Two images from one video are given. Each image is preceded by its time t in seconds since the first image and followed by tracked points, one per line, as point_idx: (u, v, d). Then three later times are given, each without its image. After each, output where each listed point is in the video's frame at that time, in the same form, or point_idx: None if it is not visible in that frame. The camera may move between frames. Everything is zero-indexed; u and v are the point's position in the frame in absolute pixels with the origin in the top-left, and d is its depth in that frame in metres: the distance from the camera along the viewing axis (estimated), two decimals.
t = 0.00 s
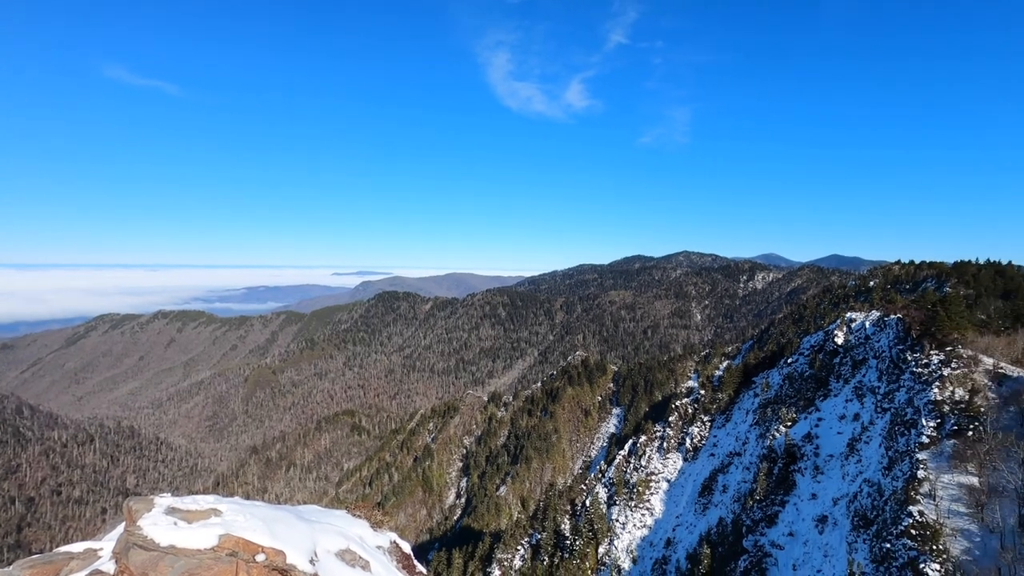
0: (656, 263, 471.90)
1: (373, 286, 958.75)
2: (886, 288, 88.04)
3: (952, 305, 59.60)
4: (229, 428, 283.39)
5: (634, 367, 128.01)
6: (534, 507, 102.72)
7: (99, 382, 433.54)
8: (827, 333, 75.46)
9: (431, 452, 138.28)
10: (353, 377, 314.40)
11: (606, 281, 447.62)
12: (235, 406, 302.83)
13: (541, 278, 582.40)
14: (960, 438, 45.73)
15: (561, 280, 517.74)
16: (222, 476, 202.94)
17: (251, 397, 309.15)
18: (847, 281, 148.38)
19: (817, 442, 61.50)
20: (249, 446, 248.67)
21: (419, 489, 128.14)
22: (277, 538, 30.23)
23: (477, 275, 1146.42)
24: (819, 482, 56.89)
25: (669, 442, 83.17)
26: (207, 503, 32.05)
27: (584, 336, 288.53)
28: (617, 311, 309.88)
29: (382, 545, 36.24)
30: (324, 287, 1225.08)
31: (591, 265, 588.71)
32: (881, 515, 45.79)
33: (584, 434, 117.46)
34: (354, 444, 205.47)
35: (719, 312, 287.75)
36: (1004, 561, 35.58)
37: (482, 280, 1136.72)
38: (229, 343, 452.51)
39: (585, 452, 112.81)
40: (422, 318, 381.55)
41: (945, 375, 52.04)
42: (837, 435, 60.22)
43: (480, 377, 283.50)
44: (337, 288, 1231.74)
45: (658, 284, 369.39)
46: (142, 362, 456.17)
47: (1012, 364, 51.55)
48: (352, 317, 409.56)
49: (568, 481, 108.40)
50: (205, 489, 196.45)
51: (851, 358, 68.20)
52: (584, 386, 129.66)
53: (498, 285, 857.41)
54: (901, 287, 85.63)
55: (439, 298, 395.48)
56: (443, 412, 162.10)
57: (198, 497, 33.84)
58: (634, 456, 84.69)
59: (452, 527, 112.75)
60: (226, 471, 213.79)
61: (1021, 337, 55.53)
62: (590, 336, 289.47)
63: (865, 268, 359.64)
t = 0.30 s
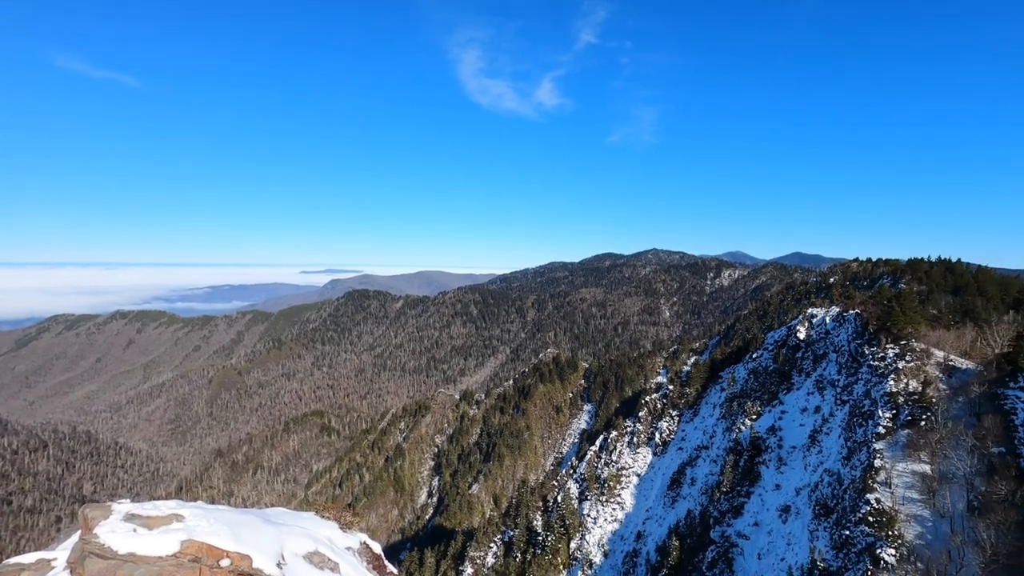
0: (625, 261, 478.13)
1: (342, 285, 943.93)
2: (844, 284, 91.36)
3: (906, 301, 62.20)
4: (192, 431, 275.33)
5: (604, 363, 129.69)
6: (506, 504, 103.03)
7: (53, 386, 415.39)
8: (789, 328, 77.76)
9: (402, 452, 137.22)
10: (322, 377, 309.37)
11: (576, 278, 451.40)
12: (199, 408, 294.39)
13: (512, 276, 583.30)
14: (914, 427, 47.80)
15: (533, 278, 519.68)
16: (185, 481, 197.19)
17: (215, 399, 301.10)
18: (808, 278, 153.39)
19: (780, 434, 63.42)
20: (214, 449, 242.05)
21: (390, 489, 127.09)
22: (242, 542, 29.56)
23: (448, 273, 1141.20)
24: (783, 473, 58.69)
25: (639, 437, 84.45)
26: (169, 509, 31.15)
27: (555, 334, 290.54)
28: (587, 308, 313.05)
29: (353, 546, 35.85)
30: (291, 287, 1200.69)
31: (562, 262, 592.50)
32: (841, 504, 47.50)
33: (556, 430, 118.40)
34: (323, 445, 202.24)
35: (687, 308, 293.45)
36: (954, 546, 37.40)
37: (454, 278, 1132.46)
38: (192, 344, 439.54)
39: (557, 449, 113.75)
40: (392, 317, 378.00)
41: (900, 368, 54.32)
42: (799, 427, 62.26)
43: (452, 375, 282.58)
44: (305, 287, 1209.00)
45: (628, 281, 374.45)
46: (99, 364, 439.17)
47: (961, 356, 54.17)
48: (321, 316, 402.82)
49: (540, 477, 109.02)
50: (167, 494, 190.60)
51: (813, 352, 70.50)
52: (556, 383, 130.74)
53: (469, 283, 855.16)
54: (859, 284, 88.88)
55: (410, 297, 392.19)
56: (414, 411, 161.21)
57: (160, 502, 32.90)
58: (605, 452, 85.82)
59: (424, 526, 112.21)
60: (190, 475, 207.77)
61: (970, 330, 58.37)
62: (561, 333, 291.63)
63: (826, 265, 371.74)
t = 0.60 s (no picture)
0: (597, 258, 482.36)
1: (312, 283, 927.27)
2: (807, 280, 94.16)
3: (865, 297, 64.59)
4: (155, 434, 266.93)
5: (576, 360, 130.83)
6: (480, 501, 103.10)
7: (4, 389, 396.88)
8: (755, 324, 79.75)
9: (374, 451, 135.83)
10: (291, 377, 303.64)
11: (549, 275, 453.49)
12: (162, 410, 285.50)
13: (485, 273, 582.80)
14: (872, 418, 49.70)
15: (506, 275, 519.94)
16: (148, 485, 191.16)
17: (179, 401, 292.63)
18: (774, 275, 157.63)
19: (747, 427, 65.15)
20: (178, 452, 235.16)
21: (362, 489, 125.77)
22: (208, 546, 28.86)
23: (420, 270, 1132.40)
24: (749, 464, 60.33)
25: (611, 432, 85.49)
26: (130, 515, 30.19)
27: (528, 331, 291.46)
28: (560, 305, 315.01)
29: (322, 547, 35.36)
30: (259, 285, 1173.88)
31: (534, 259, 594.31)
32: (804, 493, 49.05)
33: (529, 427, 118.96)
34: (293, 446, 198.60)
35: (657, 305, 298.04)
36: (910, 531, 39.07)
37: (426, 275, 1124.76)
38: (154, 344, 425.94)
39: (530, 445, 114.33)
40: (364, 315, 373.31)
41: (859, 361, 56.35)
42: (765, 419, 64.09)
43: (424, 373, 280.83)
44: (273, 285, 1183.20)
45: (599, 278, 378.15)
46: (54, 366, 421.65)
47: (916, 349, 56.62)
48: (290, 315, 395.03)
49: (513, 474, 109.37)
50: (129, 499, 184.49)
51: (778, 346, 72.51)
52: (529, 379, 131.33)
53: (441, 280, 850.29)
54: (821, 280, 91.65)
55: (381, 294, 387.80)
56: (386, 410, 159.77)
57: (119, 508, 31.81)
58: (578, 447, 86.67)
59: (397, 526, 111.38)
60: (153, 479, 201.49)
61: (924, 324, 61.00)
62: (534, 330, 292.75)
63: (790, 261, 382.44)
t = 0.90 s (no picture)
0: (570, 255, 485.28)
1: (281, 280, 908.75)
2: (774, 276, 96.57)
3: (828, 292, 66.56)
4: (117, 437, 258.15)
5: (550, 356, 131.57)
6: (454, 499, 102.84)
7: None
8: (724, 318, 81.44)
9: (346, 451, 134.05)
10: (260, 377, 297.26)
11: (522, 272, 454.52)
12: (124, 413, 276.14)
13: (458, 270, 580.60)
14: (835, 409, 51.32)
15: (479, 272, 518.90)
16: (110, 490, 184.85)
17: (143, 403, 283.64)
18: (741, 270, 161.18)
19: (716, 419, 66.61)
20: (142, 455, 227.94)
21: (334, 490, 124.06)
22: (173, 551, 28.04)
23: (392, 268, 1121.00)
24: (718, 456, 61.71)
25: (584, 427, 86.29)
26: (89, 521, 29.18)
27: (502, 328, 291.75)
28: (533, 302, 316.11)
29: (294, 549, 34.81)
30: (225, 283, 1144.35)
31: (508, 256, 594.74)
32: (770, 483, 50.34)
33: (503, 423, 119.16)
34: (263, 447, 194.65)
35: (629, 301, 301.73)
36: (870, 517, 40.38)
37: (398, 272, 1114.28)
38: (115, 345, 411.51)
39: (504, 442, 114.56)
40: (335, 312, 367.90)
41: (823, 354, 58.14)
42: (734, 412, 65.66)
43: (398, 371, 278.53)
44: (240, 283, 1154.75)
45: (572, 274, 380.53)
46: (7, 369, 403.35)
47: (876, 342, 58.75)
48: (259, 313, 386.70)
49: (488, 471, 109.43)
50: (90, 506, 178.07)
51: (746, 341, 74.21)
52: (503, 376, 131.58)
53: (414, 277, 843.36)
54: (787, 275, 94.11)
55: (353, 292, 382.38)
56: (359, 409, 157.99)
57: (78, 515, 30.66)
58: (552, 442, 87.28)
59: (371, 525, 110.30)
60: (115, 484, 194.91)
61: (883, 318, 63.26)
62: (508, 327, 293.13)
63: (756, 258, 391.86)
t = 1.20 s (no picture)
0: (544, 252, 487.40)
1: (251, 279, 889.57)
2: (743, 273, 98.65)
3: (794, 287, 68.37)
4: (77, 441, 249.20)
5: (525, 353, 131.94)
6: (429, 497, 102.41)
7: None
8: (696, 314, 82.87)
9: (319, 451, 132.18)
10: (229, 377, 290.68)
11: (497, 269, 454.59)
12: (85, 416, 266.69)
13: (433, 267, 577.31)
14: (802, 402, 52.80)
15: (454, 269, 516.93)
16: (71, 496, 178.50)
17: (105, 405, 274.44)
18: (712, 267, 164.41)
19: (688, 414, 67.85)
20: (105, 459, 220.52)
21: (307, 491, 122.23)
22: (136, 557, 27.27)
23: (366, 265, 1107.60)
24: (690, 449, 62.92)
25: (559, 423, 86.90)
26: (46, 529, 28.14)
27: (477, 325, 291.28)
28: (508, 299, 316.59)
29: (264, 552, 34.17)
30: (192, 282, 1113.54)
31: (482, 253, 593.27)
32: (740, 475, 51.55)
33: (478, 421, 119.04)
34: (232, 449, 190.51)
35: (603, 298, 304.42)
36: (835, 506, 41.70)
37: (372, 270, 1101.90)
38: (75, 346, 396.97)
39: (480, 439, 114.48)
40: (307, 311, 361.91)
41: (790, 348, 59.72)
42: (705, 406, 67.00)
43: (371, 370, 275.65)
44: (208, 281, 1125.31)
45: (547, 271, 381.74)
46: None
47: (840, 336, 60.59)
48: (227, 312, 377.98)
49: (463, 468, 109.25)
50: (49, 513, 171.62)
51: (716, 336, 75.66)
52: (478, 373, 131.55)
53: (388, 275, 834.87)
54: (756, 272, 96.31)
55: (325, 290, 376.43)
56: (332, 408, 155.97)
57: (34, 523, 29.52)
58: (527, 439, 87.64)
59: (345, 526, 109.10)
60: (76, 489, 188.17)
61: (847, 313, 65.29)
62: (483, 324, 292.78)
63: (726, 254, 399.78)
